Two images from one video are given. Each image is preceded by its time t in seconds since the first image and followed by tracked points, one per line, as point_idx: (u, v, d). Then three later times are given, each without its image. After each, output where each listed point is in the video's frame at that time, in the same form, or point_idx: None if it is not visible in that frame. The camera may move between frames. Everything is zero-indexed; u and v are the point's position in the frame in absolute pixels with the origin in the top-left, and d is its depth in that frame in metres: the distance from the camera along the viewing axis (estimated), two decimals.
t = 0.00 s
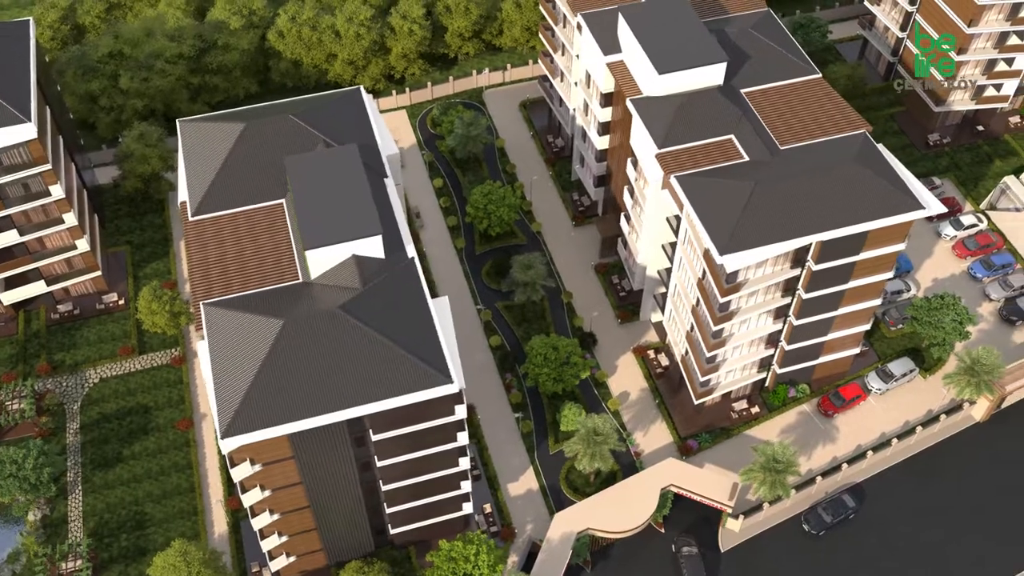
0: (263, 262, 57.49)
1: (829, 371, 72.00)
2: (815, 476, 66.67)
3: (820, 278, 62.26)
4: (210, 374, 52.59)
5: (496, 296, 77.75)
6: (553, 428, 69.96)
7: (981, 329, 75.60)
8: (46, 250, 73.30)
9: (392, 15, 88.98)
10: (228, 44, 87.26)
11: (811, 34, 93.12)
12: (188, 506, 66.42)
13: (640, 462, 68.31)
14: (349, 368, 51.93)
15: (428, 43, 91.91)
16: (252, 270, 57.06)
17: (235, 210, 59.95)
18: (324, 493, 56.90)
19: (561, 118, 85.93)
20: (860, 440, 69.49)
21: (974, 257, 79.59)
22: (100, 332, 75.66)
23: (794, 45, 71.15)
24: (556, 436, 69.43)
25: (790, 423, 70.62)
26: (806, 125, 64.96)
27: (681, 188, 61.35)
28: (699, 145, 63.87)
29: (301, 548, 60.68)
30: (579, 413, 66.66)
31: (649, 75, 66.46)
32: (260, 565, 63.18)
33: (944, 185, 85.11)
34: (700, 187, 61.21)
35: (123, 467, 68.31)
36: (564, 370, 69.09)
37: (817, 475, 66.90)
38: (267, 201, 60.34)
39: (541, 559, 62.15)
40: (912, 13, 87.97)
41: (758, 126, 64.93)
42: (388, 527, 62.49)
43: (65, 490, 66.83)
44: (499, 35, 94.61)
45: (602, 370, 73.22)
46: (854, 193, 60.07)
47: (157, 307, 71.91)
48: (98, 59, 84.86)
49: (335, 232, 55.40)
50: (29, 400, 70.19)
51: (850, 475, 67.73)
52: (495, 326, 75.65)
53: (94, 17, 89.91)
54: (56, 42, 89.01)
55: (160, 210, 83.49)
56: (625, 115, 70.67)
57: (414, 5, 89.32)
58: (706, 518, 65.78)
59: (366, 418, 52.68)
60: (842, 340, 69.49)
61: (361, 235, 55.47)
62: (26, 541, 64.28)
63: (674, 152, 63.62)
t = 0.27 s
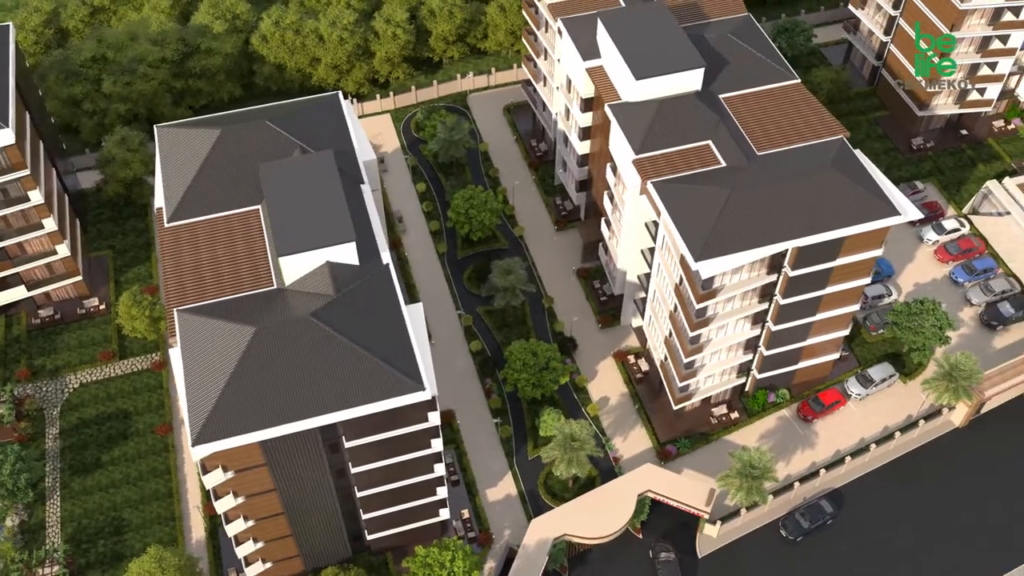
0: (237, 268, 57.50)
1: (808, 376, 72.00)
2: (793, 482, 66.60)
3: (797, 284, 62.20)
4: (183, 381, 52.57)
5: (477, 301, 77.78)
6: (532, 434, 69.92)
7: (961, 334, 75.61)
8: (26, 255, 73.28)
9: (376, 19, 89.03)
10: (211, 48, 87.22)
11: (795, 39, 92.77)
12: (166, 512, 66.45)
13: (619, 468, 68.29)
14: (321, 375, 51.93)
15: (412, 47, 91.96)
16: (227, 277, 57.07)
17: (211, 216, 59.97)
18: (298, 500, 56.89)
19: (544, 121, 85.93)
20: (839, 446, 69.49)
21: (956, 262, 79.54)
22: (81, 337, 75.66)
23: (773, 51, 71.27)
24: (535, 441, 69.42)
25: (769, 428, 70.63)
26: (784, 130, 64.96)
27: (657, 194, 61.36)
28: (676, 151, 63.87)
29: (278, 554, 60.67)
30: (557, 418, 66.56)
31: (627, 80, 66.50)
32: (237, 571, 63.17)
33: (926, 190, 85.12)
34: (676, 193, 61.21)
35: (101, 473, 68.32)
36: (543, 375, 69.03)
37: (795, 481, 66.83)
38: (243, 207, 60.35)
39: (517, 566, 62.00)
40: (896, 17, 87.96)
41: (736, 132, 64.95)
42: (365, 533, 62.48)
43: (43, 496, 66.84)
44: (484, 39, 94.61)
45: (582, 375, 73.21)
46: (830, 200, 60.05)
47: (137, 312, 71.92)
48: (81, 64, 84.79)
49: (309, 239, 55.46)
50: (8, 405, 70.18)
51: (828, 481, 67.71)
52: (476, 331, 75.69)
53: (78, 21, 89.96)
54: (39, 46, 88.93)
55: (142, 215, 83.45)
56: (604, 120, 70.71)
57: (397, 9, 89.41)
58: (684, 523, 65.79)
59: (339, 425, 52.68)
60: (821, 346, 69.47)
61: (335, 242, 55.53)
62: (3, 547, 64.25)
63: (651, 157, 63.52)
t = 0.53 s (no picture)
0: (216, 274, 57.48)
1: (791, 380, 72.07)
2: (774, 487, 66.68)
3: (777, 289, 62.23)
4: (160, 387, 52.55)
5: (461, 305, 77.81)
6: (515, 438, 69.95)
7: (945, 338, 75.63)
8: (9, 259, 73.28)
9: (362, 23, 89.12)
10: (197, 52, 87.22)
11: (782, 42, 93.12)
12: (148, 517, 66.43)
13: (601, 472, 68.32)
14: (297, 381, 51.95)
15: (399, 51, 91.99)
16: (205, 282, 57.05)
17: (191, 221, 59.96)
18: (277, 505, 56.86)
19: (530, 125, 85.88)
20: (821, 450, 69.50)
21: (940, 266, 79.64)
22: (65, 341, 75.66)
23: (756, 56, 71.36)
24: (517, 445, 69.45)
25: (752, 432, 70.65)
26: (765, 135, 64.96)
27: (637, 199, 61.39)
28: (657, 156, 63.87)
29: (257, 559, 60.60)
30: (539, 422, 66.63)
31: (608, 85, 66.54)
32: None
33: (912, 193, 85.16)
34: (656, 198, 61.23)
35: (83, 477, 68.30)
36: (525, 379, 69.09)
37: (776, 486, 66.87)
38: (223, 212, 60.35)
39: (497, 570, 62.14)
40: (882, 21, 88.01)
41: (717, 136, 64.96)
42: (345, 538, 62.48)
43: (24, 500, 66.81)
44: (471, 42, 94.63)
45: (565, 379, 73.23)
46: (809, 205, 60.03)
47: (119, 317, 71.92)
48: (66, 67, 84.77)
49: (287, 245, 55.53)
50: None
51: (809, 485, 67.72)
52: (460, 335, 75.73)
53: (64, 25, 90.01)
54: (25, 49, 88.87)
55: (127, 219, 83.41)
56: (586, 124, 70.74)
57: (383, 13, 89.56)
58: (665, 528, 65.79)
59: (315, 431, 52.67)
60: (804, 350, 69.47)
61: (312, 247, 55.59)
62: None
63: (632, 162, 63.52)
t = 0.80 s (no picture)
0: (191, 280, 57.46)
1: (771, 386, 72.11)
2: (752, 493, 66.60)
3: (754, 295, 62.16)
4: (133, 394, 52.52)
5: (443, 310, 77.78)
6: (494, 444, 69.87)
7: (926, 343, 75.63)
8: None
9: (346, 27, 89.15)
10: (180, 56, 87.20)
11: (767, 46, 93.31)
12: (126, 522, 66.44)
13: (580, 477, 68.29)
14: (269, 388, 51.94)
15: (383, 55, 91.96)
16: (180, 289, 57.02)
17: (167, 227, 59.93)
18: (252, 512, 56.81)
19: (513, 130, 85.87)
20: (801, 455, 69.46)
21: (922, 270, 79.59)
22: (46, 346, 75.66)
23: (735, 61, 71.40)
24: (496, 451, 69.39)
25: (732, 437, 70.62)
26: (743, 140, 64.95)
27: (614, 205, 61.37)
28: (635, 161, 63.83)
29: (234, 565, 60.51)
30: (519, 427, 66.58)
31: (587, 90, 66.53)
32: None
33: (895, 198, 85.14)
34: (633, 204, 61.20)
35: (63, 482, 68.29)
36: (504, 385, 69.02)
37: (754, 491, 66.78)
38: (199, 218, 60.32)
39: None
40: (866, 25, 87.80)
41: (695, 142, 64.94)
42: (323, 543, 62.43)
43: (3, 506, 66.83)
44: (456, 46, 94.60)
45: (546, 385, 73.18)
46: (785, 211, 60.00)
47: (99, 322, 71.91)
48: (50, 71, 84.77)
49: (261, 251, 55.55)
50: None
51: (788, 491, 67.65)
52: (441, 340, 75.70)
53: (49, 29, 90.18)
54: (10, 53, 88.93)
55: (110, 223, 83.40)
56: (566, 129, 70.72)
57: (368, 17, 89.67)
58: (643, 534, 65.77)
59: (288, 438, 52.65)
60: (784, 356, 69.44)
61: (286, 254, 55.62)
62: None
63: (609, 168, 63.49)
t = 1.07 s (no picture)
0: (167, 286, 57.43)
1: (752, 391, 72.22)
2: (731, 498, 66.58)
3: (731, 301, 62.14)
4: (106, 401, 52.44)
5: (424, 314, 77.81)
6: (474, 449, 69.86)
7: (908, 347, 75.61)
8: None
9: (330, 31, 89.11)
10: (164, 60, 87.17)
11: (752, 49, 93.36)
12: (105, 527, 66.44)
13: (559, 482, 68.33)
14: (242, 395, 51.93)
15: (368, 59, 92.00)
16: (156, 295, 56.99)
17: (143, 233, 59.88)
18: (227, 518, 56.78)
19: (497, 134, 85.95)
20: (780, 460, 69.48)
21: (905, 275, 79.58)
22: (28, 350, 75.66)
23: (714, 66, 71.62)
24: (476, 456, 69.40)
25: (712, 442, 70.64)
26: (721, 146, 65.01)
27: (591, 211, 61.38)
28: (613, 167, 63.83)
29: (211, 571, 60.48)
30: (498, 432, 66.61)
31: (566, 96, 66.59)
32: None
33: (879, 203, 85.21)
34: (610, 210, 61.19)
35: (42, 488, 68.28)
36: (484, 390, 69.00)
37: (733, 497, 66.75)
38: (176, 224, 60.29)
39: None
40: (850, 29, 87.75)
41: (673, 148, 64.98)
42: (300, 549, 62.39)
43: None
44: (441, 50, 94.67)
45: (527, 389, 73.20)
46: (762, 217, 59.99)
47: (79, 327, 71.91)
48: (33, 76, 85.25)
49: (236, 258, 55.61)
50: None
51: (767, 496, 67.66)
52: (422, 345, 75.72)
53: (33, 33, 90.41)
54: None
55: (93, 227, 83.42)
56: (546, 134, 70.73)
57: (352, 21, 89.73)
58: (622, 539, 65.74)
59: (261, 445, 52.62)
60: (763, 361, 69.47)
61: (261, 260, 55.69)
62: None
63: (587, 173, 63.49)
